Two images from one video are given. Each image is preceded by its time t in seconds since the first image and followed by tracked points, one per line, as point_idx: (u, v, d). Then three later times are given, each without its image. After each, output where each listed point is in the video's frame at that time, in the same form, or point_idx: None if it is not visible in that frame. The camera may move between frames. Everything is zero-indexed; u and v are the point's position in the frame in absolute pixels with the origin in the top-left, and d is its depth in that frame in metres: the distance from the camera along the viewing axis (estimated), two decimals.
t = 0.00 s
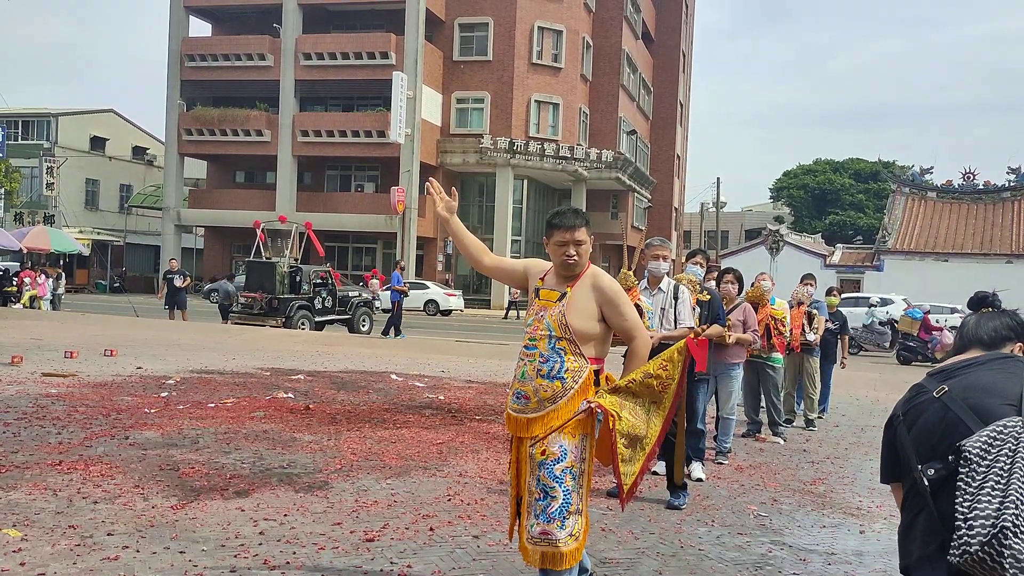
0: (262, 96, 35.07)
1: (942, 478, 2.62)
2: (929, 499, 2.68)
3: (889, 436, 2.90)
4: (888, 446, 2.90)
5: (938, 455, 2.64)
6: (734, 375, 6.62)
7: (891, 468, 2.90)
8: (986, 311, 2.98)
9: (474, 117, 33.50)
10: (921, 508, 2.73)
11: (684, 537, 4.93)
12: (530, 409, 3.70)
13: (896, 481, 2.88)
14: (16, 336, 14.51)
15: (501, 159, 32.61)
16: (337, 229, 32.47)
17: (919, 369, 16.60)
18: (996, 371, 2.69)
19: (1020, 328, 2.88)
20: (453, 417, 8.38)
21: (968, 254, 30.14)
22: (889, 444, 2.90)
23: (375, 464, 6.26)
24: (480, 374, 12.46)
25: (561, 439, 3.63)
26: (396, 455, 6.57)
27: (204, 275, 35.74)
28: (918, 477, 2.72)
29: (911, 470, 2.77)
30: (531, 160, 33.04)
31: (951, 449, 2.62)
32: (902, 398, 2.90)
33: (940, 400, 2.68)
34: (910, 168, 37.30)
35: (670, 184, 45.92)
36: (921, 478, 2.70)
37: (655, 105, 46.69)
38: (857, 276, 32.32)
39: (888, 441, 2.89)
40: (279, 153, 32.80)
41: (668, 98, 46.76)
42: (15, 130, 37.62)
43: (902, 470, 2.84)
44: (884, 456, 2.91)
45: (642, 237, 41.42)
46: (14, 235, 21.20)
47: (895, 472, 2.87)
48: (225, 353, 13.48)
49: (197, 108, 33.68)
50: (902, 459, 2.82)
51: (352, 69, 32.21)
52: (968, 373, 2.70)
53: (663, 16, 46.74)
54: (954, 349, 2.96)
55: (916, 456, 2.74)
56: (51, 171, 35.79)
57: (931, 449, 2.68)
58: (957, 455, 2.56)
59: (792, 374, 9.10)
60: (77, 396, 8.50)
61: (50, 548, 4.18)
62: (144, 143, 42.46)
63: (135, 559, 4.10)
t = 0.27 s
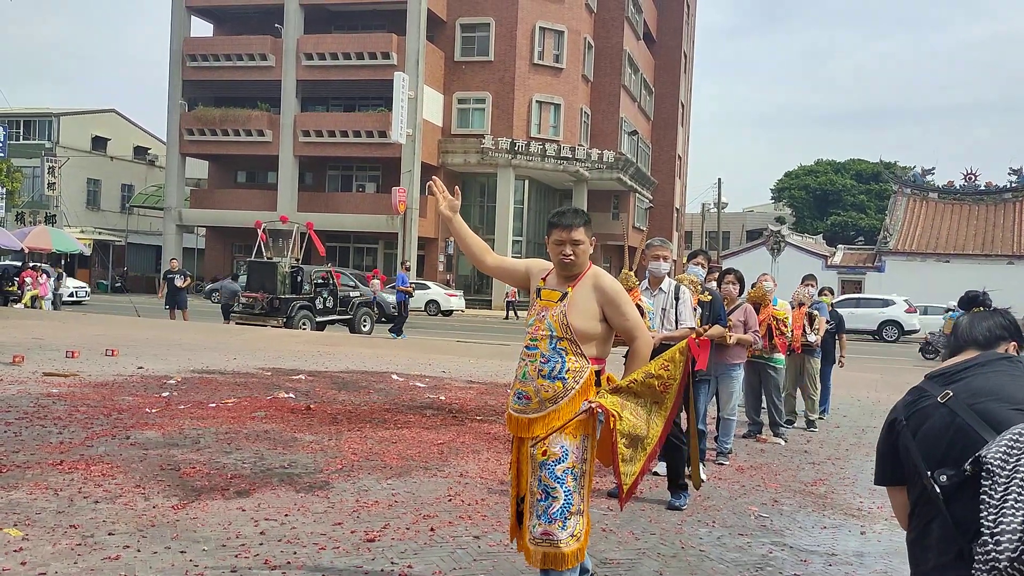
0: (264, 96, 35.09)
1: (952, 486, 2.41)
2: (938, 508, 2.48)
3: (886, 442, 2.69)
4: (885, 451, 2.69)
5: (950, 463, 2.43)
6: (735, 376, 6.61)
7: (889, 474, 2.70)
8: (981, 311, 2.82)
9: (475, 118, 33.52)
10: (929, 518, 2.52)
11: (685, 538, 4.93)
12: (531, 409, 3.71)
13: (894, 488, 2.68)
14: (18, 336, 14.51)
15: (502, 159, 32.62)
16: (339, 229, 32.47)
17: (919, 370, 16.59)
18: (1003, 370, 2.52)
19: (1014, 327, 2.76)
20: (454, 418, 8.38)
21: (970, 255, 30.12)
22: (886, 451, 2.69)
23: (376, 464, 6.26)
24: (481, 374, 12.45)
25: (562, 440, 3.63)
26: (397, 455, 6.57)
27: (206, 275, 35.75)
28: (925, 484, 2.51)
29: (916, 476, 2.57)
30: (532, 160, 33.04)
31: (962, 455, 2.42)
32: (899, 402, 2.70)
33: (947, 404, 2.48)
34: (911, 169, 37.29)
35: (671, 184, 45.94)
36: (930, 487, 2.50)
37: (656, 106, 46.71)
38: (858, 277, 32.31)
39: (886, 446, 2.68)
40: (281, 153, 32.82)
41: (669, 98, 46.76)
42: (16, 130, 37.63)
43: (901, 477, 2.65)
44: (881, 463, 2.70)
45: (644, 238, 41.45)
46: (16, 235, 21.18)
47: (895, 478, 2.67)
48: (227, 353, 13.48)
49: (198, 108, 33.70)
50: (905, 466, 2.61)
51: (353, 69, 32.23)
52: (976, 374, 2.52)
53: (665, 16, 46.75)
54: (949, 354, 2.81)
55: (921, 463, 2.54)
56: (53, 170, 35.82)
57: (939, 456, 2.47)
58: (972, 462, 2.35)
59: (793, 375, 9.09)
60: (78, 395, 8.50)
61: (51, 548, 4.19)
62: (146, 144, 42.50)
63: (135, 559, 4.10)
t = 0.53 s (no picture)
0: (265, 95, 35.11)
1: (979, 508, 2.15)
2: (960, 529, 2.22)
3: (894, 447, 2.41)
4: (893, 456, 2.41)
5: (977, 480, 2.16)
6: (736, 376, 6.61)
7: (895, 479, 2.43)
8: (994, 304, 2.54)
9: (477, 118, 33.55)
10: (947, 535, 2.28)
11: (685, 538, 4.93)
12: (532, 409, 3.70)
13: (900, 496, 2.42)
14: (19, 335, 14.51)
15: (503, 159, 32.62)
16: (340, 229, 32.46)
17: (920, 370, 16.58)
18: None
19: (1020, 319, 2.53)
20: (455, 417, 8.37)
21: (971, 256, 30.10)
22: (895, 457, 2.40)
23: (376, 463, 6.25)
24: (482, 374, 12.46)
25: (564, 439, 3.63)
26: (398, 455, 6.58)
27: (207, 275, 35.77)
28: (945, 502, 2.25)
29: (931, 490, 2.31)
30: (533, 160, 33.05)
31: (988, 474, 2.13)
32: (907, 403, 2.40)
33: (972, 414, 2.17)
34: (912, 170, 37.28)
35: (672, 185, 45.98)
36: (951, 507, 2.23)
37: (658, 106, 46.72)
38: (859, 278, 32.31)
39: (894, 450, 2.40)
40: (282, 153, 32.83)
41: (671, 99, 46.77)
42: (17, 129, 37.62)
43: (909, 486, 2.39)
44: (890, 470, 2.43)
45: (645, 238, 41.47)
46: (17, 233, 21.14)
47: (902, 485, 2.40)
48: (228, 353, 13.47)
49: (200, 108, 33.70)
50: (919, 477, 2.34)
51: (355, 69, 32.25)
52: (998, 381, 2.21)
53: (666, 16, 46.76)
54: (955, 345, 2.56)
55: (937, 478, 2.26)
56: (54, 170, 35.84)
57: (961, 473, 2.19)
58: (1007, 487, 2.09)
59: (794, 375, 9.09)
60: (79, 395, 8.50)
61: (52, 547, 4.19)
62: (147, 143, 42.52)
63: (136, 558, 4.09)
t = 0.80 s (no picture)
0: (267, 94, 35.11)
1: None
2: None
3: (961, 450, 2.28)
4: (958, 460, 2.28)
5: None
6: (738, 376, 6.60)
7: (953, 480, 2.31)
8: None
9: (478, 117, 33.54)
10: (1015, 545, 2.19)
11: (686, 538, 4.92)
12: (533, 409, 3.70)
13: (956, 497, 2.30)
14: (19, 334, 14.52)
15: (505, 158, 32.60)
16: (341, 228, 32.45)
17: (920, 370, 16.57)
18: None
19: None
20: (456, 417, 8.38)
21: (972, 256, 30.05)
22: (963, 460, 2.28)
23: (377, 463, 6.25)
24: (482, 373, 12.47)
25: (564, 439, 3.63)
26: (399, 454, 6.57)
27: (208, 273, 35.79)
28: None
29: (1005, 502, 2.24)
30: (535, 160, 33.02)
31: None
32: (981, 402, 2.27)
33: None
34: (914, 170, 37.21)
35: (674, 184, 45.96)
36: None
37: (659, 106, 46.67)
38: (861, 277, 32.28)
39: (961, 450, 2.27)
40: (283, 152, 32.82)
41: (672, 98, 46.74)
42: (19, 128, 37.67)
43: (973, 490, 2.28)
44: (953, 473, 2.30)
45: (646, 238, 41.43)
46: (18, 232, 21.13)
47: (963, 485, 2.28)
48: (229, 351, 13.47)
49: (201, 107, 33.71)
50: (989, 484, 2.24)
51: (356, 68, 32.24)
52: None
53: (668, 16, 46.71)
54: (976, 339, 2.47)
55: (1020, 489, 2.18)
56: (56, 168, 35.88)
57: None
58: None
59: (796, 375, 9.08)
60: (80, 393, 8.51)
61: (53, 545, 4.19)
62: (148, 142, 42.54)
63: (137, 557, 4.10)
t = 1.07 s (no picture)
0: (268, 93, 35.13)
1: None
2: None
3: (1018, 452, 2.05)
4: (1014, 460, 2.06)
5: None
6: (739, 376, 6.60)
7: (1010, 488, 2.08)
8: None
9: (480, 116, 33.53)
10: None
11: (688, 537, 4.92)
12: (535, 407, 3.71)
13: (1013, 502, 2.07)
14: (22, 332, 14.53)
15: (506, 158, 32.59)
16: (342, 227, 32.46)
17: (921, 371, 16.56)
18: None
19: None
20: (457, 415, 8.39)
21: (974, 256, 30.03)
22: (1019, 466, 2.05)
23: (378, 461, 6.25)
24: (484, 372, 12.48)
25: (566, 437, 3.63)
26: (400, 453, 6.58)
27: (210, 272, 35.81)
28: None
29: None
30: (536, 159, 33.01)
31: None
32: None
33: None
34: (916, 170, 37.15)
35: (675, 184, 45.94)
36: None
37: (661, 105, 46.67)
38: (862, 277, 32.25)
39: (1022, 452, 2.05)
40: (285, 151, 32.83)
41: (674, 98, 46.72)
42: (22, 126, 37.70)
43: None
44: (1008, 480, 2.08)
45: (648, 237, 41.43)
46: (21, 230, 21.16)
47: None
48: (231, 350, 13.48)
49: (203, 105, 33.72)
50: None
51: (358, 67, 32.25)
52: None
53: (670, 15, 46.67)
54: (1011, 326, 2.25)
55: None
56: (58, 166, 35.93)
57: None
58: None
59: (797, 374, 9.08)
60: (82, 391, 8.52)
61: (55, 543, 4.20)
62: (150, 140, 42.58)
63: (140, 555, 4.10)
